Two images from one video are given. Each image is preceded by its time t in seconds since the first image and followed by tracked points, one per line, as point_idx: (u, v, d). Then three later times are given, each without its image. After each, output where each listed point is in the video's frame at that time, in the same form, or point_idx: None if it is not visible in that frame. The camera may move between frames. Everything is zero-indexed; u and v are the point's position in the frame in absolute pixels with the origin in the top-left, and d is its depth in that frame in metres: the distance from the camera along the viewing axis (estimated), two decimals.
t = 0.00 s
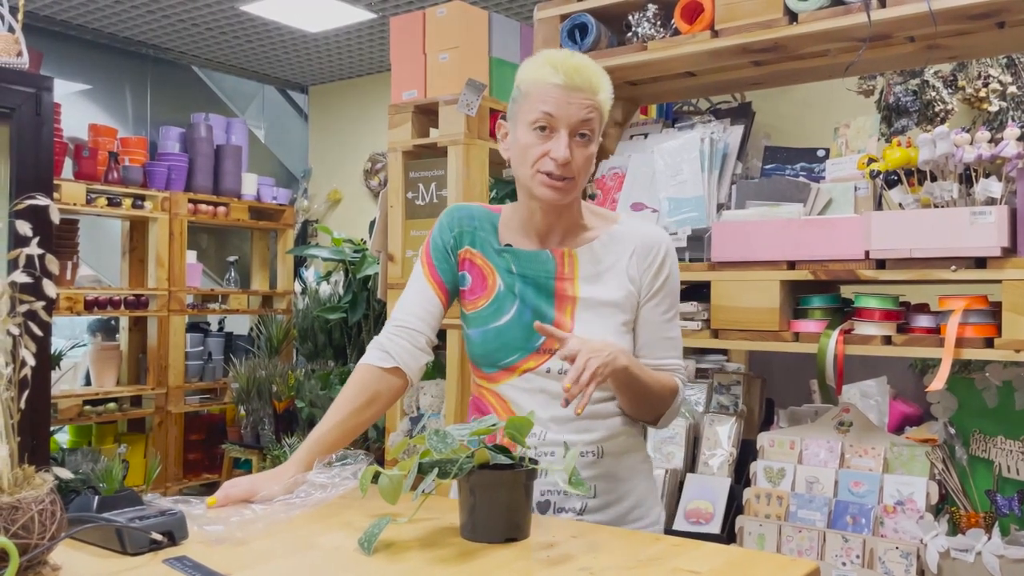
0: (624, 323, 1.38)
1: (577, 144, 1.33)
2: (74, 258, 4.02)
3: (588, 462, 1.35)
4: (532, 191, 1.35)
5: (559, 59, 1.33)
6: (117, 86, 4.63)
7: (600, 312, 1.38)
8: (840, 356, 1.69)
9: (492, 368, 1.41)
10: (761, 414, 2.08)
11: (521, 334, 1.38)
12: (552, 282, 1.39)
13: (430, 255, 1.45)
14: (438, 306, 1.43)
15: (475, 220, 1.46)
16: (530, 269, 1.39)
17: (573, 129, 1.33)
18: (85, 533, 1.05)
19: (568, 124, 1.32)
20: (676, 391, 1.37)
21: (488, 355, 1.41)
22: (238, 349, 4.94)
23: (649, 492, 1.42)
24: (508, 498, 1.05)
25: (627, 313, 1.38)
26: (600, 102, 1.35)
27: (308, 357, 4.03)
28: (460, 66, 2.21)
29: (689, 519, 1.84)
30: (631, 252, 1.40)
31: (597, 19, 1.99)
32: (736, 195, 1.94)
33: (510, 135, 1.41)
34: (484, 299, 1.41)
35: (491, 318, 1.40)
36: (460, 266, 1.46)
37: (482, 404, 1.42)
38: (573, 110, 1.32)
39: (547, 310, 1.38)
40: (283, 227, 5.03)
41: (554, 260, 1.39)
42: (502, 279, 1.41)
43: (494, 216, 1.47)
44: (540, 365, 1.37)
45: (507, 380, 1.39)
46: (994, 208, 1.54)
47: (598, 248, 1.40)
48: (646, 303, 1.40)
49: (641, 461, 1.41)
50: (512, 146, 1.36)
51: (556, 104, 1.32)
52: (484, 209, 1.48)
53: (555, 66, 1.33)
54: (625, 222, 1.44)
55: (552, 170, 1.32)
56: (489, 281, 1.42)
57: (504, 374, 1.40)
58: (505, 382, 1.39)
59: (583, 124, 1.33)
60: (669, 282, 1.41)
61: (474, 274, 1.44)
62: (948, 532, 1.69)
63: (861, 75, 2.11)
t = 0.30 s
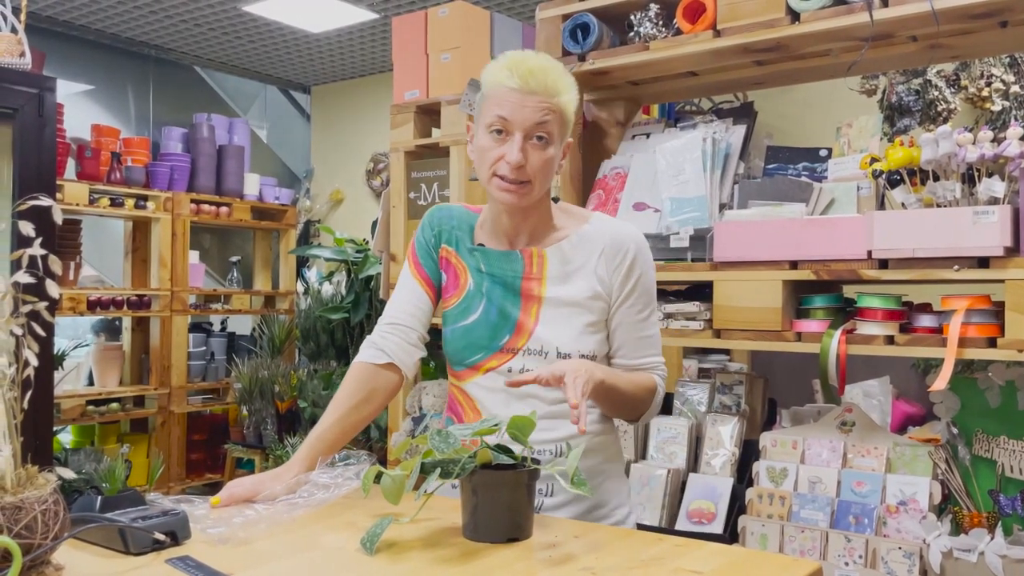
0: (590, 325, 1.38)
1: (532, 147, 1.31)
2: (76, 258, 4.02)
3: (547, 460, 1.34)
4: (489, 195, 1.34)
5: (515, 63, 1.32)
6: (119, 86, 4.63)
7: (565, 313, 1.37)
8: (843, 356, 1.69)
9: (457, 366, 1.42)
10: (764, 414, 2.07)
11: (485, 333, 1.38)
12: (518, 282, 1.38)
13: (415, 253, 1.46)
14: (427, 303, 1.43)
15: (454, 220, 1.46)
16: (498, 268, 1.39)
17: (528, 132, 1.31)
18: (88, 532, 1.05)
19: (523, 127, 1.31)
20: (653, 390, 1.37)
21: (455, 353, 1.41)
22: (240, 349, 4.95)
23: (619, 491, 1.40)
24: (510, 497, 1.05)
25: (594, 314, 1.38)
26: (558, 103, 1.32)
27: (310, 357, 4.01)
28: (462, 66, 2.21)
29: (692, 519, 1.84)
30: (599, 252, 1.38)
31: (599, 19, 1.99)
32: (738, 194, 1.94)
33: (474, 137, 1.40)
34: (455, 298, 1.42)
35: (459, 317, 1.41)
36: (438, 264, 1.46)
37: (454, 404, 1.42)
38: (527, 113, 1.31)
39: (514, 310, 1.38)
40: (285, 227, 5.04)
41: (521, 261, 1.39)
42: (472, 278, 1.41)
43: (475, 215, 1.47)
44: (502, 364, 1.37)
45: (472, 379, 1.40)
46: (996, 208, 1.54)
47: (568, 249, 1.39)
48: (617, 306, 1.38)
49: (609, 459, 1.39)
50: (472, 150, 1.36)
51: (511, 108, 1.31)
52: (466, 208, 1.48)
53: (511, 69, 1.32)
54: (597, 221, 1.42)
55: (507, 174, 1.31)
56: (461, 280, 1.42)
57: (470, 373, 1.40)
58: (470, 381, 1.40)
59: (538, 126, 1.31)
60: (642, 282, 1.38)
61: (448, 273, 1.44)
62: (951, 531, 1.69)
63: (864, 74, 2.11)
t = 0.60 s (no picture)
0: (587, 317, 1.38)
1: (517, 155, 1.30)
2: (79, 257, 4.03)
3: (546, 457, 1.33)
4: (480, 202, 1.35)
5: (499, 70, 1.30)
6: (122, 86, 4.64)
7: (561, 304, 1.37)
8: (846, 354, 1.69)
9: (454, 359, 1.42)
10: (767, 412, 2.06)
11: (481, 326, 1.38)
12: (514, 274, 1.38)
13: (411, 252, 1.47)
14: (425, 300, 1.44)
15: (448, 216, 1.47)
16: (494, 261, 1.39)
17: (513, 141, 1.29)
18: (92, 530, 1.05)
19: (508, 136, 1.29)
20: (645, 381, 1.36)
21: (452, 347, 1.42)
22: (243, 348, 4.96)
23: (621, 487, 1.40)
24: (513, 496, 1.05)
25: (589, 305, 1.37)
26: (542, 107, 1.30)
27: (313, 357, 4.00)
28: (465, 65, 2.21)
29: (695, 517, 1.85)
30: (594, 245, 1.38)
31: (602, 17, 1.98)
32: (741, 192, 1.93)
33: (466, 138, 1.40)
34: (451, 292, 1.42)
35: (456, 311, 1.41)
36: (434, 262, 1.46)
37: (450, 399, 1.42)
38: (510, 122, 1.29)
39: (510, 301, 1.38)
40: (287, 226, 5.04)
41: (517, 253, 1.39)
42: (468, 273, 1.41)
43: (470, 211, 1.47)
44: (499, 356, 1.37)
45: (468, 372, 1.40)
46: (1000, 206, 1.53)
47: (563, 243, 1.39)
48: (612, 298, 1.38)
49: (607, 455, 1.39)
50: (464, 155, 1.36)
51: (495, 117, 1.29)
52: (460, 205, 1.49)
53: (494, 77, 1.30)
54: (591, 215, 1.42)
55: (495, 183, 1.31)
56: (456, 275, 1.42)
57: (467, 366, 1.40)
58: (467, 375, 1.40)
59: (524, 134, 1.29)
60: (635, 275, 1.39)
61: (444, 269, 1.44)
62: (955, 530, 1.69)
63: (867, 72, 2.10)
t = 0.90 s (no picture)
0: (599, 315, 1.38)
1: (524, 151, 1.30)
2: (82, 255, 4.03)
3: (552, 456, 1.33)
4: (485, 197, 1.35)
5: (514, 66, 1.31)
6: (124, 85, 4.64)
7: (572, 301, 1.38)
8: (849, 352, 1.68)
9: (461, 355, 1.41)
10: (770, 411, 2.06)
11: (492, 321, 1.38)
12: (526, 270, 1.39)
13: (421, 245, 1.47)
14: (433, 295, 1.44)
15: (458, 211, 1.47)
16: (506, 257, 1.40)
17: (522, 136, 1.30)
18: (95, 527, 1.05)
19: (517, 130, 1.30)
20: (655, 380, 1.38)
21: (460, 343, 1.41)
22: (245, 347, 4.96)
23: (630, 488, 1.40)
24: (516, 493, 1.04)
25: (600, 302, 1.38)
26: (554, 105, 1.30)
27: (315, 355, 4.01)
28: (467, 63, 2.20)
29: (698, 516, 1.85)
30: (606, 242, 1.39)
31: (605, 15, 1.98)
32: (744, 190, 1.93)
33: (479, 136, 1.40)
34: (461, 287, 1.42)
35: (466, 306, 1.40)
36: (443, 255, 1.46)
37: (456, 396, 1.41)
38: (520, 117, 1.29)
39: (521, 297, 1.38)
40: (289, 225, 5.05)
41: (530, 249, 1.39)
42: (479, 267, 1.41)
43: (480, 207, 1.48)
44: (509, 352, 1.37)
45: (477, 368, 1.39)
46: (1004, 203, 1.53)
47: (575, 240, 1.40)
48: (623, 296, 1.39)
49: (615, 455, 1.39)
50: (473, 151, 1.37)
51: (506, 111, 1.30)
52: (470, 201, 1.49)
53: (508, 72, 1.30)
54: (602, 214, 1.43)
55: (500, 178, 1.31)
56: (467, 269, 1.42)
57: (475, 362, 1.40)
58: (475, 371, 1.39)
59: (532, 130, 1.30)
60: (646, 274, 1.40)
61: (454, 263, 1.44)
62: (958, 528, 1.69)
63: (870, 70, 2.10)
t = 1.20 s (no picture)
0: (617, 318, 1.38)
1: (549, 161, 1.29)
2: (85, 254, 4.04)
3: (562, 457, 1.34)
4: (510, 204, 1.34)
5: (536, 72, 1.28)
6: (127, 83, 4.65)
7: (589, 303, 1.37)
8: (852, 351, 1.68)
9: (475, 355, 1.41)
10: (772, 409, 2.06)
11: (507, 320, 1.38)
12: (544, 269, 1.38)
13: (433, 243, 1.46)
14: (444, 295, 1.43)
15: (474, 208, 1.46)
16: (522, 255, 1.39)
17: (546, 145, 1.28)
18: (98, 525, 1.05)
19: (541, 140, 1.28)
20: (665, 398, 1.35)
21: (474, 342, 1.40)
22: (247, 346, 4.96)
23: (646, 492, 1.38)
24: (519, 492, 1.04)
25: (618, 306, 1.38)
26: (578, 111, 1.28)
27: (317, 354, 4.01)
28: (470, 62, 2.20)
29: (700, 514, 1.85)
30: (627, 246, 1.39)
31: (607, 13, 1.98)
32: (747, 188, 1.93)
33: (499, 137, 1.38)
34: (475, 285, 1.41)
35: (480, 305, 1.40)
36: (456, 253, 1.46)
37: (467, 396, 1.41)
38: (544, 127, 1.27)
39: (537, 296, 1.38)
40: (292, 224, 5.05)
41: (548, 249, 1.39)
42: (494, 265, 1.40)
43: (496, 205, 1.47)
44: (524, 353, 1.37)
45: (490, 368, 1.39)
46: (1007, 202, 1.53)
47: (595, 241, 1.39)
48: (641, 302, 1.39)
49: (631, 458, 1.38)
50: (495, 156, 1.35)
51: (529, 120, 1.28)
52: (486, 198, 1.49)
53: (530, 79, 1.28)
54: (622, 218, 1.43)
55: (526, 188, 1.30)
56: (481, 267, 1.41)
57: (489, 362, 1.39)
58: (489, 371, 1.39)
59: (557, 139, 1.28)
60: (665, 280, 1.40)
61: (468, 261, 1.43)
62: (961, 526, 1.69)
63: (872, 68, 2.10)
